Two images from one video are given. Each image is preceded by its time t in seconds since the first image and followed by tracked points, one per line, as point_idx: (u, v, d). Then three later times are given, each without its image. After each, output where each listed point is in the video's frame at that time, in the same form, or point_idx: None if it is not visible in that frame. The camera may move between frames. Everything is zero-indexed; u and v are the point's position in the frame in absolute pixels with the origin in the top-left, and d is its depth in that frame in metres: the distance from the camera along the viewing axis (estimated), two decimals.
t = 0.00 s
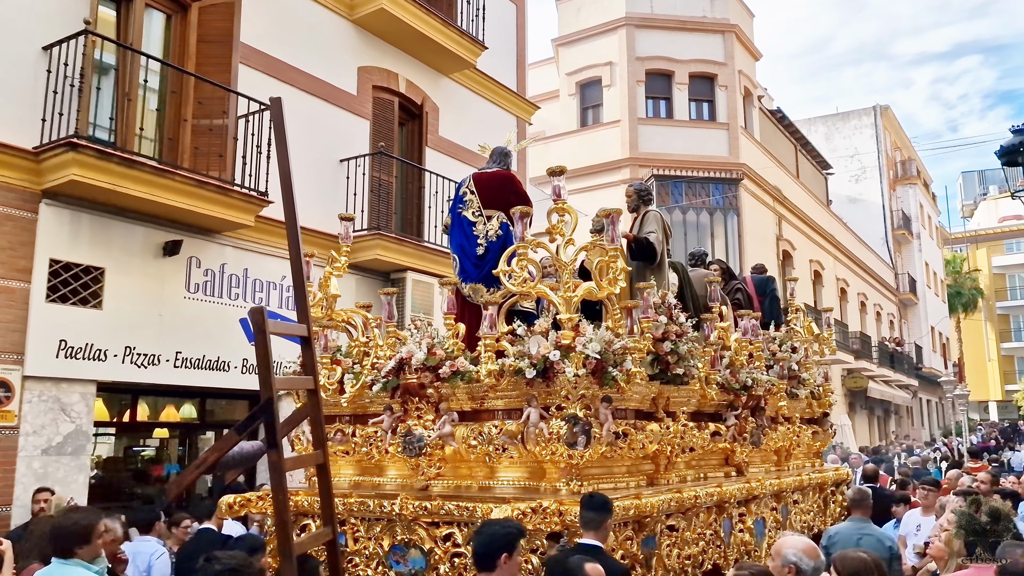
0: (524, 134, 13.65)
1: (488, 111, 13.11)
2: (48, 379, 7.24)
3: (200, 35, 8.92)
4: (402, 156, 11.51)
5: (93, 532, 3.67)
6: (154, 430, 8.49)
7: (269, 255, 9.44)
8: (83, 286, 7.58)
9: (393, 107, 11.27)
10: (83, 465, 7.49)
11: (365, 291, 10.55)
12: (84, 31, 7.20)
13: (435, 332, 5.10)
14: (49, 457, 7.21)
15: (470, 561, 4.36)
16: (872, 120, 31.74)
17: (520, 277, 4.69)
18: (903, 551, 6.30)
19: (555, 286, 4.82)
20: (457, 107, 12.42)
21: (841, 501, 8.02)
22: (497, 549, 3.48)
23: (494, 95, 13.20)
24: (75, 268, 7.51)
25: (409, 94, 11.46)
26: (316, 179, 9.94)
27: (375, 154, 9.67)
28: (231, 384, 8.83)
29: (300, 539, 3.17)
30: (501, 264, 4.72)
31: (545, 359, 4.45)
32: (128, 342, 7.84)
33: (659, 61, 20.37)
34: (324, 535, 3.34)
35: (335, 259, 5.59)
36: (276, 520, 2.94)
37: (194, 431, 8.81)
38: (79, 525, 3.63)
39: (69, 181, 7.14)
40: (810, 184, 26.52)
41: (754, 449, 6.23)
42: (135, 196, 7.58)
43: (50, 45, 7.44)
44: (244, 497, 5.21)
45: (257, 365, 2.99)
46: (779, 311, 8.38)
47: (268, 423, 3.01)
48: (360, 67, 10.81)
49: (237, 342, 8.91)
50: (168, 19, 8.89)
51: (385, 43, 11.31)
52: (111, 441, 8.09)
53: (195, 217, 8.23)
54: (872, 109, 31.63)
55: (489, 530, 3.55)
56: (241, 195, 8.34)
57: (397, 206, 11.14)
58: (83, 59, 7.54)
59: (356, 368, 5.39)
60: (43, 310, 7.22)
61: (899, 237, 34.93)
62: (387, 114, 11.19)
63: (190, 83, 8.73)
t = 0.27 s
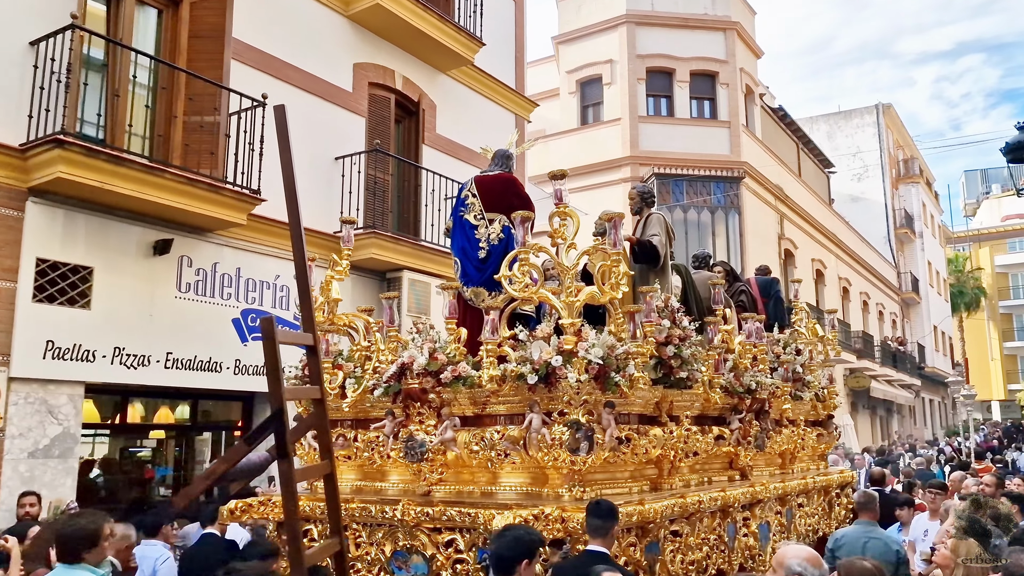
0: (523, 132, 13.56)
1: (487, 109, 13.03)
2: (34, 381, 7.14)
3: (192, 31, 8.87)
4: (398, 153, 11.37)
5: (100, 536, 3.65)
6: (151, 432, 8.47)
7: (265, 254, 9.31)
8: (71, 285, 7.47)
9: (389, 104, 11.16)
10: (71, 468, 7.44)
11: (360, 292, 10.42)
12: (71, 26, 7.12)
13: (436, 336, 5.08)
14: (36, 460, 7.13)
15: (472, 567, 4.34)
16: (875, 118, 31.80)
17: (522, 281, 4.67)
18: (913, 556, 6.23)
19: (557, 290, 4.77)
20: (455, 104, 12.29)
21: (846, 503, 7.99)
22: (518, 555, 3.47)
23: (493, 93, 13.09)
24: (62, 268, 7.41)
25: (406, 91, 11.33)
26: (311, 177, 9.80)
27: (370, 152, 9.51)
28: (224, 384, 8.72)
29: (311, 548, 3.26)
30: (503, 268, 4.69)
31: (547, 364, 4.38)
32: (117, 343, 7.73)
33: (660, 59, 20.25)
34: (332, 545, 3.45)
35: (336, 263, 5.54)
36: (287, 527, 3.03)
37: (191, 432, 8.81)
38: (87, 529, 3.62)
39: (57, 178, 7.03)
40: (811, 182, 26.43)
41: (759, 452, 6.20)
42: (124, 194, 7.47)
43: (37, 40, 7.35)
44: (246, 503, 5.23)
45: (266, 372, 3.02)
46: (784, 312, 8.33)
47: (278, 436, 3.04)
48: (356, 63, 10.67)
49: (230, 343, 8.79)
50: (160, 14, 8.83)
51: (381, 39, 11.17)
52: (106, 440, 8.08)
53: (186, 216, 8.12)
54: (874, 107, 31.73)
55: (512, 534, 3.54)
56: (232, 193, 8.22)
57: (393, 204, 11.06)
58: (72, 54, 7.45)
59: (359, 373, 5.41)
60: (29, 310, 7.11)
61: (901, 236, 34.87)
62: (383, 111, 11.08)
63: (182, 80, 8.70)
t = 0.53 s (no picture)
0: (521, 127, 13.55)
1: (485, 105, 13.03)
2: (23, 379, 7.03)
3: (185, 26, 8.76)
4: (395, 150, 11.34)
5: (102, 537, 3.70)
6: (147, 431, 8.44)
7: (260, 252, 9.20)
8: (60, 282, 7.37)
9: (385, 100, 11.10)
10: (60, 468, 7.30)
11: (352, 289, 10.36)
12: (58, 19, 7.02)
13: (436, 336, 5.14)
14: (25, 460, 7.01)
15: (471, 565, 4.39)
16: (877, 116, 31.78)
17: (520, 282, 4.71)
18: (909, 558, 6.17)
19: (555, 290, 4.81)
20: (452, 101, 12.30)
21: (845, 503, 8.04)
22: (524, 556, 3.50)
23: (491, 89, 13.08)
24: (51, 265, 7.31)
25: (402, 87, 11.30)
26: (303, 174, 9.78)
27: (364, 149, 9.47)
28: (217, 383, 8.61)
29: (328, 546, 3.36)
30: (502, 269, 4.73)
31: (545, 364, 4.44)
32: (107, 341, 7.63)
33: (660, 56, 20.23)
34: (347, 543, 3.53)
35: (337, 264, 5.60)
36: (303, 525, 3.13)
37: (189, 431, 8.80)
38: (89, 531, 3.67)
39: (44, 174, 6.93)
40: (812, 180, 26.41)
41: (758, 451, 6.25)
42: (114, 190, 7.37)
43: (25, 34, 7.28)
44: (249, 502, 5.23)
45: (280, 369, 3.12)
46: (784, 312, 8.36)
47: (294, 434, 3.15)
48: (352, 59, 10.63)
49: (223, 341, 8.68)
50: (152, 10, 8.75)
51: (377, 35, 11.13)
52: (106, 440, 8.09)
53: (177, 212, 8.01)
54: (875, 104, 31.73)
55: (518, 535, 3.58)
56: (225, 189, 8.10)
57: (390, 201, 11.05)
58: (61, 49, 7.37)
59: (359, 373, 5.47)
60: (17, 307, 7.02)
61: (903, 235, 34.88)
62: (379, 108, 11.04)
63: (174, 76, 8.62)
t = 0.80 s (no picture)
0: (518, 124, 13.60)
1: (481, 102, 13.06)
2: (11, 378, 6.99)
3: (175, 23, 8.77)
4: (391, 147, 11.37)
5: (105, 533, 3.75)
6: (144, 429, 8.47)
7: (252, 248, 9.19)
8: (49, 280, 7.33)
9: (380, 97, 11.14)
10: (49, 467, 7.29)
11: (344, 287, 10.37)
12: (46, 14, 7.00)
13: (435, 335, 5.20)
14: (13, 459, 6.98)
15: (469, 561, 4.44)
16: (878, 114, 31.59)
17: (517, 281, 4.73)
18: (902, 556, 6.20)
19: (552, 289, 4.87)
20: (448, 98, 12.33)
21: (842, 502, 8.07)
22: (501, 551, 3.53)
23: (488, 86, 13.11)
24: (40, 262, 7.27)
25: (398, 84, 11.33)
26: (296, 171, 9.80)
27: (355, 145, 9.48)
28: (209, 381, 8.57)
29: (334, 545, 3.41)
30: (499, 269, 4.75)
31: (541, 362, 4.49)
32: (97, 339, 7.60)
33: (660, 54, 20.27)
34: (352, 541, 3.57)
35: (336, 263, 5.66)
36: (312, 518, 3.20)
37: (186, 429, 8.84)
38: (93, 527, 3.72)
39: (32, 171, 6.88)
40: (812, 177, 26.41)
41: (755, 448, 6.29)
42: (103, 187, 7.34)
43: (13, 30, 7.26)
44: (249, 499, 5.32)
45: (292, 371, 3.18)
46: (782, 311, 8.41)
47: (304, 431, 3.21)
48: (347, 55, 10.65)
49: (215, 339, 8.64)
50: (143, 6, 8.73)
51: (372, 31, 11.15)
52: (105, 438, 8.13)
53: (167, 209, 7.98)
54: (877, 103, 31.59)
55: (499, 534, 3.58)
56: (216, 186, 8.05)
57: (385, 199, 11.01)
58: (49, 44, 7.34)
59: (359, 372, 5.53)
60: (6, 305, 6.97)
61: (903, 233, 34.89)
62: (374, 105, 11.07)
63: (166, 72, 8.59)
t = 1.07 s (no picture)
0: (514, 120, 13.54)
1: (477, 98, 13.00)
2: None
3: (164, 17, 8.67)
4: (385, 143, 11.30)
5: (105, 527, 3.75)
6: (138, 428, 8.40)
7: (242, 245, 9.08)
8: (35, 276, 7.21)
9: (374, 93, 11.05)
10: (35, 466, 7.16)
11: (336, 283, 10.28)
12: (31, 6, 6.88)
13: (434, 334, 5.18)
14: None
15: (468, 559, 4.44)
16: (879, 111, 31.45)
17: (515, 280, 4.72)
18: (895, 554, 6.07)
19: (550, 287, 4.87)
20: (443, 93, 12.27)
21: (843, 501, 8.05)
22: (474, 542, 3.58)
23: (483, 82, 13.06)
24: (26, 259, 7.15)
25: (392, 79, 11.28)
26: (288, 166, 9.70)
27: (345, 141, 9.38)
28: (198, 379, 8.49)
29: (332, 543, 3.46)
30: (497, 268, 4.74)
31: (539, 361, 4.52)
32: (84, 336, 7.49)
33: (660, 50, 20.21)
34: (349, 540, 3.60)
35: (336, 262, 5.67)
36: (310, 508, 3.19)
37: (181, 427, 8.78)
38: (93, 520, 3.72)
39: (17, 165, 6.76)
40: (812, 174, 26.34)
41: (754, 446, 6.29)
42: (89, 182, 7.22)
43: None
44: (247, 498, 5.27)
45: (289, 371, 3.20)
46: (781, 309, 8.37)
47: (301, 432, 3.22)
48: (339, 50, 10.57)
49: (204, 336, 8.56)
50: None
51: (366, 26, 11.06)
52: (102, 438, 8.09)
53: (154, 204, 7.88)
54: (880, 101, 31.29)
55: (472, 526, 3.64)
56: (204, 182, 7.96)
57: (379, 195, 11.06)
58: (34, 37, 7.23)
59: (358, 370, 5.54)
60: None
61: (905, 230, 34.84)
62: (368, 100, 10.99)
63: (154, 67, 8.52)
